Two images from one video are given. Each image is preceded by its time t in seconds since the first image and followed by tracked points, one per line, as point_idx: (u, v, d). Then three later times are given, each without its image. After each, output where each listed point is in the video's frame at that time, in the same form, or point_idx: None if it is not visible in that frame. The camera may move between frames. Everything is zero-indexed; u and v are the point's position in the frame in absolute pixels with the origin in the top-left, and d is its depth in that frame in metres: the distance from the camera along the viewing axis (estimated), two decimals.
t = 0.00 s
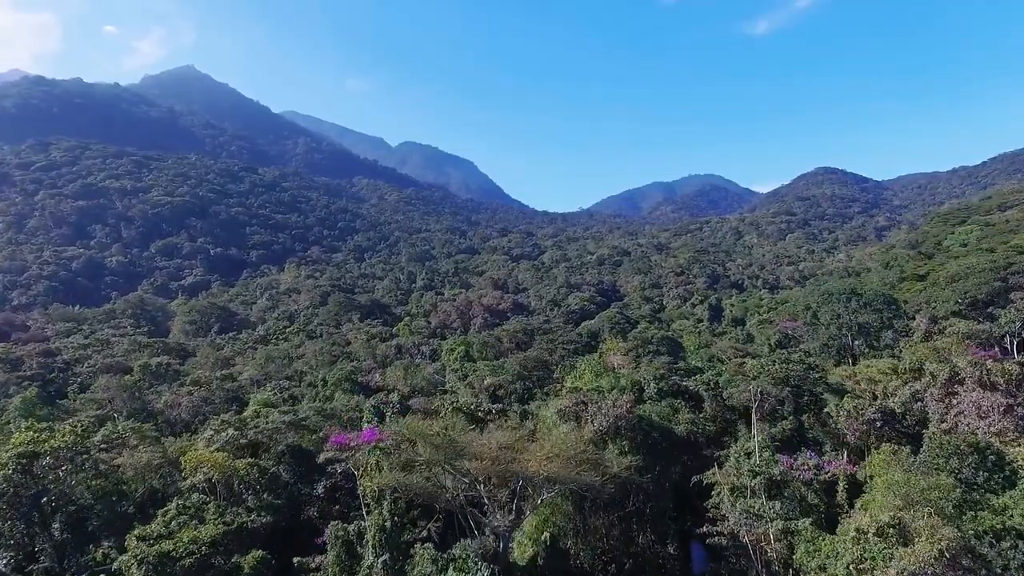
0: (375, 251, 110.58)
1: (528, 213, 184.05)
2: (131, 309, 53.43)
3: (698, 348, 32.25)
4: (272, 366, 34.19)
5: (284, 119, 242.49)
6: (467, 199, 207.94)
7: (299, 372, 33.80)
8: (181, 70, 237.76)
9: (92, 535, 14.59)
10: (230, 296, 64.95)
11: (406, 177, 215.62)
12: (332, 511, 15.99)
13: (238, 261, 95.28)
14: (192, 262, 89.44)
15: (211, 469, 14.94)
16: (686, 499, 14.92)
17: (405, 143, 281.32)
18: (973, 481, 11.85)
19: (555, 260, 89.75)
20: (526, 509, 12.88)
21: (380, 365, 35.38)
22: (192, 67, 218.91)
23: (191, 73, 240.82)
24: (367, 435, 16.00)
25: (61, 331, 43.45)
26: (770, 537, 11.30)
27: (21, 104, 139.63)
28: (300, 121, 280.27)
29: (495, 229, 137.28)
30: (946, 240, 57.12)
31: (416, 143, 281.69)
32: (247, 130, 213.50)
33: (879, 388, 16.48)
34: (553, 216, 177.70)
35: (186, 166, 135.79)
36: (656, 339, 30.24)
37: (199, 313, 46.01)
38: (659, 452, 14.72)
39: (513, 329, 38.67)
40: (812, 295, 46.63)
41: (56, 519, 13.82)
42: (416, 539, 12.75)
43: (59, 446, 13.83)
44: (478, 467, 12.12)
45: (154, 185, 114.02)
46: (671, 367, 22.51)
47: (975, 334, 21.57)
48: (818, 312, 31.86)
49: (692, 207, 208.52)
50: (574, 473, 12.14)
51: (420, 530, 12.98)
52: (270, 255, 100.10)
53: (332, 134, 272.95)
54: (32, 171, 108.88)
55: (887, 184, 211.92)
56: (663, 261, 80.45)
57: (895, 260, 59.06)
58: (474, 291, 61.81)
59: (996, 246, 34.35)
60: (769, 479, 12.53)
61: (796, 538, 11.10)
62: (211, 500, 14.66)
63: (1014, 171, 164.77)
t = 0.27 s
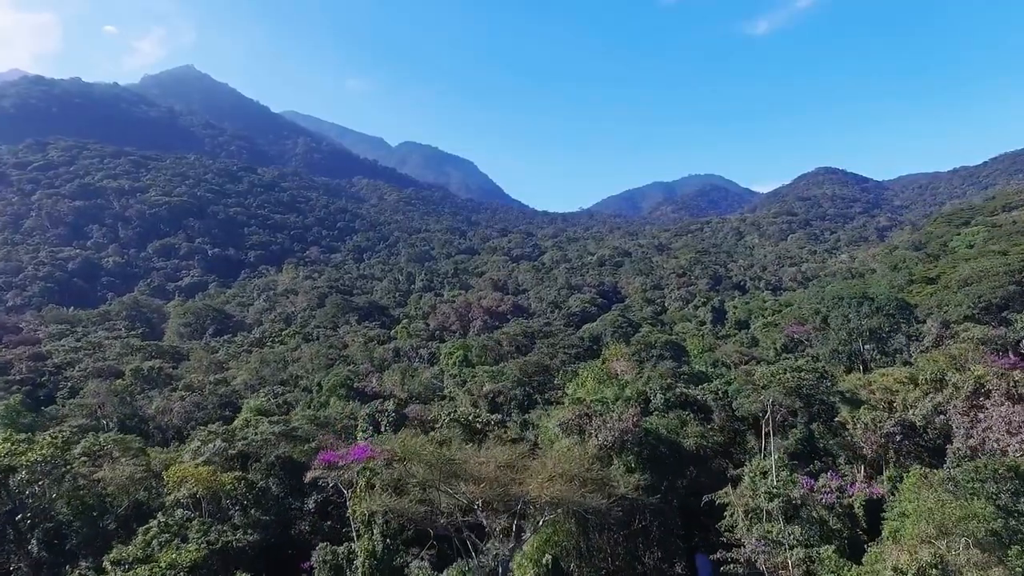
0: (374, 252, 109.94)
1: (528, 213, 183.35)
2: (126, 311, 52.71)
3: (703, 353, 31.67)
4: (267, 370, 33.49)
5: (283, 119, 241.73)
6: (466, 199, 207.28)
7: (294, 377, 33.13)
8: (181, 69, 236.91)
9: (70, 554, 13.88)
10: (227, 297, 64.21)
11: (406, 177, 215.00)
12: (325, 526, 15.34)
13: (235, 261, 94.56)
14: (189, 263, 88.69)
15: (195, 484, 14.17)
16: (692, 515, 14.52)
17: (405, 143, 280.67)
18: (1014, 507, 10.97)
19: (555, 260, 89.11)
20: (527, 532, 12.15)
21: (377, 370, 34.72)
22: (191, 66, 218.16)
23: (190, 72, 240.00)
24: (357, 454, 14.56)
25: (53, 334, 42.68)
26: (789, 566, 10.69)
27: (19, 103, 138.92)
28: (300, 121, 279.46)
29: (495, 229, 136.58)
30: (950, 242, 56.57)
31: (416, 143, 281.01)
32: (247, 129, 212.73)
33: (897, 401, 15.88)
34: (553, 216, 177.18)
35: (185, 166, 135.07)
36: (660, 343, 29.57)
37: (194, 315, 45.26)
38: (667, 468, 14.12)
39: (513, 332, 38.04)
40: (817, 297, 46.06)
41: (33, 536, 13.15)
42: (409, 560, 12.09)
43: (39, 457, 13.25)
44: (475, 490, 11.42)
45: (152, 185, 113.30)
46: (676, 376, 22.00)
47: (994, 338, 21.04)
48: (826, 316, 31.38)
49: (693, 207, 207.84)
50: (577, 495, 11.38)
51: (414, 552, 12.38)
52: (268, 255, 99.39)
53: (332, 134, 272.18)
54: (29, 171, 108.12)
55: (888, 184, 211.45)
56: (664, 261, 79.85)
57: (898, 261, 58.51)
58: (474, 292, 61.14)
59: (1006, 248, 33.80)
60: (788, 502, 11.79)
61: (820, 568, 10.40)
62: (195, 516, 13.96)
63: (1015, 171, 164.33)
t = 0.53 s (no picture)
0: (373, 253, 109.39)
1: (529, 214, 182.79)
2: (122, 312, 52.13)
3: (707, 357, 31.10)
4: (263, 374, 32.91)
5: (283, 119, 241.13)
6: (467, 199, 206.70)
7: (290, 381, 32.57)
8: (180, 69, 236.34)
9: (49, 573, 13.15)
10: (224, 298, 63.59)
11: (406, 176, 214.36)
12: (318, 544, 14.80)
13: (234, 262, 93.90)
14: (187, 264, 88.01)
15: (181, 498, 13.61)
16: (700, 531, 14.15)
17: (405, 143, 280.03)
18: None
19: (555, 261, 88.52)
20: (527, 555, 11.50)
21: (375, 374, 34.21)
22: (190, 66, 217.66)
23: (190, 72, 239.37)
24: (347, 468, 14.29)
25: (46, 336, 42.06)
26: None
27: (17, 103, 138.30)
28: (300, 121, 279.19)
29: (495, 229, 135.95)
30: (955, 243, 55.97)
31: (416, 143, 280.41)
32: (246, 129, 212.11)
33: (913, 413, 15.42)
34: (553, 216, 176.67)
35: (184, 166, 134.44)
36: (663, 347, 28.99)
37: (189, 317, 44.64)
38: (674, 483, 13.73)
39: (513, 335, 37.43)
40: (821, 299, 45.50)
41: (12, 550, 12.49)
42: None
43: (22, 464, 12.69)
44: (472, 514, 10.99)
45: (150, 185, 112.69)
46: (681, 386, 21.59)
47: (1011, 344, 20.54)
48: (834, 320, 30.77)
49: (693, 207, 207.29)
50: (578, 516, 10.82)
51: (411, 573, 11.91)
52: (267, 256, 98.72)
53: (332, 134, 271.58)
54: (27, 171, 107.54)
55: (889, 184, 211.13)
56: (665, 262, 79.34)
57: (903, 263, 57.92)
58: (474, 293, 60.60)
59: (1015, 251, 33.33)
60: (806, 525, 11.19)
61: None
62: (180, 531, 13.26)
63: (1016, 172, 163.96)
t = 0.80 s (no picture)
0: (372, 253, 108.69)
1: (529, 214, 182.03)
2: (117, 314, 51.42)
3: (712, 362, 30.52)
4: (258, 379, 32.28)
5: (282, 118, 240.35)
6: (467, 199, 205.97)
7: (285, 386, 31.94)
8: (179, 68, 235.55)
9: None
10: (221, 299, 62.88)
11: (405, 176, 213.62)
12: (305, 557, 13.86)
13: (232, 263, 93.17)
14: (185, 264, 87.31)
15: (163, 516, 13.02)
16: (711, 551, 13.81)
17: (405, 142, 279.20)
18: None
19: (556, 262, 87.75)
20: None
21: (373, 379, 33.58)
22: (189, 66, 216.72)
23: (189, 71, 238.58)
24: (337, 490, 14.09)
25: (38, 338, 41.37)
26: None
27: (14, 102, 137.52)
28: (300, 121, 278.45)
29: (495, 230, 135.19)
30: (961, 244, 55.23)
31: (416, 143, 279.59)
32: (245, 129, 211.29)
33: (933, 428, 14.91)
34: (553, 216, 175.98)
35: (182, 166, 133.69)
36: (667, 351, 28.41)
37: (184, 319, 43.95)
38: (682, 501, 13.64)
39: (513, 338, 36.76)
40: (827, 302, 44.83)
41: None
42: None
43: None
44: (471, 543, 10.55)
45: (148, 185, 111.98)
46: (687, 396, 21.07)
47: None
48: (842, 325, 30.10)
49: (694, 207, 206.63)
50: (583, 543, 10.51)
51: None
52: (265, 257, 98.00)
53: (331, 134, 270.72)
54: (24, 171, 106.80)
55: (890, 184, 210.39)
56: (667, 263, 78.59)
57: (907, 265, 57.21)
58: (474, 294, 59.87)
59: None
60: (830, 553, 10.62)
61: None
62: (162, 551, 12.60)
63: (1018, 171, 163.35)
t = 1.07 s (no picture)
0: (372, 253, 108.10)
1: (529, 214, 181.45)
2: (112, 315, 50.74)
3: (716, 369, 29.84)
4: (252, 382, 31.64)
5: (282, 118, 239.78)
6: (467, 199, 205.34)
7: (280, 390, 31.24)
8: (179, 68, 235.03)
9: None
10: (218, 300, 62.28)
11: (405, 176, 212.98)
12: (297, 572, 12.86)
13: (230, 263, 92.51)
14: (183, 265, 86.68)
15: (144, 533, 12.25)
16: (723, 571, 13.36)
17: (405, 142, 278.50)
18: None
19: (556, 262, 87.15)
20: None
21: (370, 383, 32.95)
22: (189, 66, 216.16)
23: (189, 71, 238.06)
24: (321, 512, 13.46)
25: (31, 341, 40.73)
26: None
27: (12, 102, 136.94)
28: (300, 121, 277.85)
29: (495, 230, 134.62)
30: (966, 245, 54.59)
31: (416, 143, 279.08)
32: (245, 129, 210.60)
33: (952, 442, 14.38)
34: (553, 216, 175.44)
35: (180, 166, 133.07)
36: (671, 355, 27.75)
37: (180, 321, 43.30)
38: (693, 516, 13.32)
39: (513, 342, 36.08)
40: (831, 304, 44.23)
41: None
42: None
43: None
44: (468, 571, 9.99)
45: (146, 185, 111.37)
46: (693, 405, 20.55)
47: None
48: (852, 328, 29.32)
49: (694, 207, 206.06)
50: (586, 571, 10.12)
51: None
52: (264, 257, 97.37)
53: (331, 134, 270.17)
54: (21, 170, 106.21)
55: (891, 184, 209.76)
56: (668, 264, 78.01)
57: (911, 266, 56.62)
58: (473, 296, 59.27)
59: None
60: None
61: None
62: (145, 570, 11.90)
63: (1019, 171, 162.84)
